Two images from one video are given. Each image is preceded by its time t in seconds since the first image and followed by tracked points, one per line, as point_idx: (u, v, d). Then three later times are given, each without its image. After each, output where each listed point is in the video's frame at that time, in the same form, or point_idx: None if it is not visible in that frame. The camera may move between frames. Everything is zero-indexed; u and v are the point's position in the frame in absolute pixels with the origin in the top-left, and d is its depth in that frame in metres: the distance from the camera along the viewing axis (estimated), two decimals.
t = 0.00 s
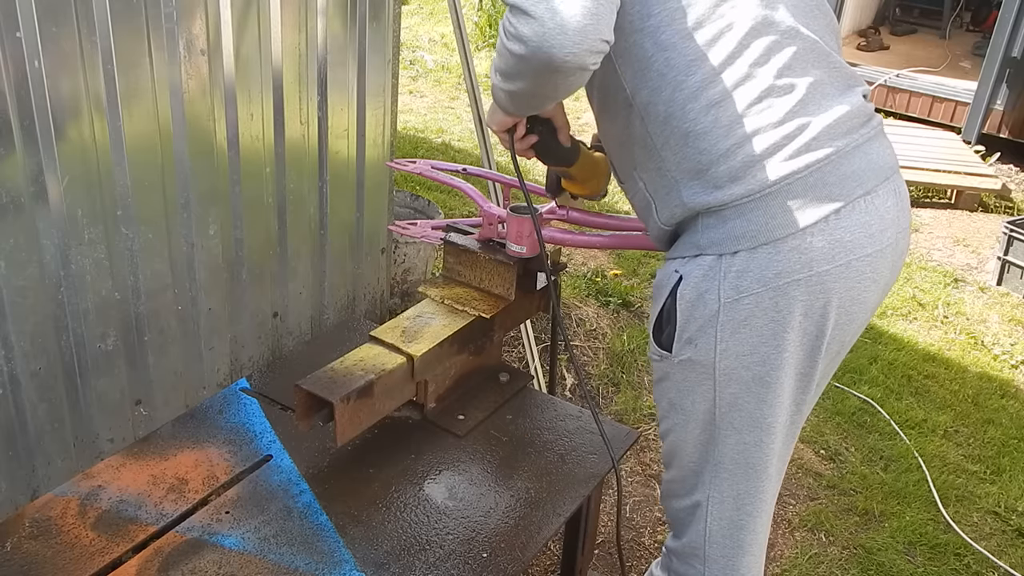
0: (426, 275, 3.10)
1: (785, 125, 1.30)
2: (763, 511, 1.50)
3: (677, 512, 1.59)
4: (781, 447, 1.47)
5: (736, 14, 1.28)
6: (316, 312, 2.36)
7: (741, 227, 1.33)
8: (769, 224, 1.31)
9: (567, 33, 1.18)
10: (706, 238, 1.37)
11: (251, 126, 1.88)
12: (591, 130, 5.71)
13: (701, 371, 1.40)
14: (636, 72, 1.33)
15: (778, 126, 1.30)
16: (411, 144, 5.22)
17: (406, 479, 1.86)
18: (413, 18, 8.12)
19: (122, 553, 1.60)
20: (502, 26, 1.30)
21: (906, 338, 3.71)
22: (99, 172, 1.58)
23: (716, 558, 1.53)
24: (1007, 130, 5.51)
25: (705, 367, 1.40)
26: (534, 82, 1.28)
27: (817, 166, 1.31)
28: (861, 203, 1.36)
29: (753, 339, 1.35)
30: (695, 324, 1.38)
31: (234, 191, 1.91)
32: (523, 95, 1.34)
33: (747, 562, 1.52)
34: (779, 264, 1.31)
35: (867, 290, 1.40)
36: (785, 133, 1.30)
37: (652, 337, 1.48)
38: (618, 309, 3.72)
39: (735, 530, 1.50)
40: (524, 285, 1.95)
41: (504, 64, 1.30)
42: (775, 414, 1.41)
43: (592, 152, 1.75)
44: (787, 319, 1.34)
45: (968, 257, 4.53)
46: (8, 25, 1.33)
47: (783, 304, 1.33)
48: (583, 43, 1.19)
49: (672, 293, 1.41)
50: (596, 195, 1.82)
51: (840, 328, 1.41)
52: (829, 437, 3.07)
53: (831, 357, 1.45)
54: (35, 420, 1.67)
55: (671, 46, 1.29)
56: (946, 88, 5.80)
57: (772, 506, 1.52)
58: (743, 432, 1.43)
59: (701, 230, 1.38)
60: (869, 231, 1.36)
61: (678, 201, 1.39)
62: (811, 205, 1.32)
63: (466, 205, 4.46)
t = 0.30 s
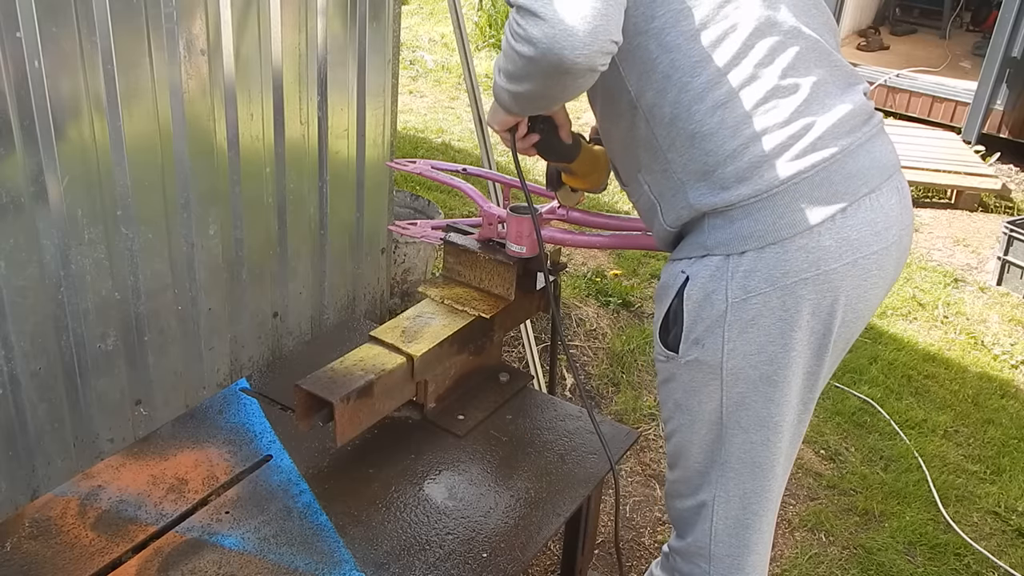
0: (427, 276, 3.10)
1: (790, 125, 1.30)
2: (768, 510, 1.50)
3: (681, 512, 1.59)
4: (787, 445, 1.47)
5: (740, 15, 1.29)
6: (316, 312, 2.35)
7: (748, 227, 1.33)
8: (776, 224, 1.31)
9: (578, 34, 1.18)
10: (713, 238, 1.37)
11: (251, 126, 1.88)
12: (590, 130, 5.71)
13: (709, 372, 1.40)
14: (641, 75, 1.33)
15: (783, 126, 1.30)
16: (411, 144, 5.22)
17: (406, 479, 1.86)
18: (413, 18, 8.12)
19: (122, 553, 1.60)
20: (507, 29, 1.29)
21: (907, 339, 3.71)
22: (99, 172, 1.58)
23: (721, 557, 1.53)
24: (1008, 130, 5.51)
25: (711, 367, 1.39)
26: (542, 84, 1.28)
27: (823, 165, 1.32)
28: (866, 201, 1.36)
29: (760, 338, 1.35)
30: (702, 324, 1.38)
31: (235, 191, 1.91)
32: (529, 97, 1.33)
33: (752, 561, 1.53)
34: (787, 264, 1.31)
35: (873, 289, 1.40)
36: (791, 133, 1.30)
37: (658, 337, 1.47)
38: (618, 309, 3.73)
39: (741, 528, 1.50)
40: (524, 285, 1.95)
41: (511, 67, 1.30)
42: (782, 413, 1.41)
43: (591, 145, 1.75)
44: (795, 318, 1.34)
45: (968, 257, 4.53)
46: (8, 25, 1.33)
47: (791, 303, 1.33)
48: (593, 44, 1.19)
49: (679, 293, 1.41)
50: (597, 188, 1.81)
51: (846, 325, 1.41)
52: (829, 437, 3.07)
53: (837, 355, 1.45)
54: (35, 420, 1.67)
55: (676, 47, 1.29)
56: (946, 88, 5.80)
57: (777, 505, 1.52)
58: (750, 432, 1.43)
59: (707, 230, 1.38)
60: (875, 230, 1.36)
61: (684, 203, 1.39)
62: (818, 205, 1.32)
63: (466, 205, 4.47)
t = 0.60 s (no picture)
0: (427, 276, 3.10)
1: (792, 127, 1.30)
2: (770, 511, 1.50)
3: (682, 513, 1.59)
4: (790, 447, 1.48)
5: (740, 18, 1.28)
6: (316, 312, 2.35)
7: (751, 229, 1.33)
8: (778, 226, 1.31)
9: (580, 47, 1.18)
10: (716, 240, 1.37)
11: (251, 126, 1.88)
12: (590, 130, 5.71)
13: (712, 373, 1.40)
14: (642, 79, 1.33)
15: (785, 128, 1.30)
16: (411, 144, 5.22)
17: (406, 479, 1.86)
18: (413, 18, 8.12)
19: (122, 553, 1.60)
20: (510, 42, 1.30)
21: (907, 339, 3.70)
22: (99, 173, 1.58)
23: (722, 558, 1.53)
24: (1008, 130, 5.51)
25: (713, 369, 1.39)
26: (545, 97, 1.28)
27: (825, 167, 1.32)
28: (869, 202, 1.36)
29: (762, 340, 1.35)
30: (704, 326, 1.38)
31: (235, 191, 1.91)
32: (532, 109, 1.33)
33: (753, 562, 1.53)
34: (790, 266, 1.31)
35: (876, 289, 1.40)
36: (793, 134, 1.30)
37: (660, 338, 1.47)
38: (618, 309, 3.73)
39: (742, 530, 1.50)
40: (524, 285, 1.95)
41: (514, 80, 1.30)
42: (784, 414, 1.41)
43: (591, 155, 1.75)
44: (798, 319, 1.34)
45: (968, 257, 4.53)
46: (8, 25, 1.33)
47: (794, 304, 1.33)
48: (596, 57, 1.19)
49: (681, 294, 1.41)
50: (597, 197, 1.81)
51: (850, 326, 1.42)
52: (829, 437, 3.07)
53: (839, 357, 1.45)
54: (35, 420, 1.67)
55: (677, 52, 1.29)
56: (946, 88, 5.80)
57: (779, 506, 1.52)
58: (751, 433, 1.43)
59: (710, 233, 1.38)
60: (878, 230, 1.36)
61: (687, 206, 1.38)
62: (821, 207, 1.32)
63: (466, 205, 4.47)
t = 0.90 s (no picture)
0: (427, 276, 3.10)
1: (796, 128, 1.30)
2: (773, 512, 1.50)
3: (685, 513, 1.59)
4: (793, 447, 1.48)
5: (741, 19, 1.28)
6: (316, 312, 2.35)
7: (754, 230, 1.33)
8: (782, 226, 1.31)
9: (581, 50, 1.18)
10: (720, 241, 1.36)
11: (251, 126, 1.88)
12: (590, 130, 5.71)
13: (716, 374, 1.40)
14: (644, 81, 1.33)
15: (789, 129, 1.30)
16: (411, 144, 5.22)
17: (406, 479, 1.86)
18: (413, 18, 8.13)
19: (122, 553, 1.60)
20: (510, 44, 1.29)
21: (907, 339, 3.70)
22: (98, 173, 1.58)
23: (725, 559, 1.53)
24: (1007, 130, 5.50)
25: (717, 370, 1.39)
26: (545, 99, 1.28)
27: (828, 167, 1.32)
28: (872, 202, 1.36)
29: (766, 340, 1.35)
30: (708, 327, 1.38)
31: (235, 192, 1.91)
32: (531, 112, 1.33)
33: (756, 563, 1.52)
34: (794, 266, 1.31)
35: (879, 290, 1.40)
36: (796, 135, 1.30)
37: (663, 339, 1.47)
38: (618, 309, 3.73)
39: (745, 530, 1.50)
40: (525, 285, 1.95)
41: (514, 83, 1.30)
42: (789, 415, 1.41)
43: (589, 157, 1.75)
44: (802, 319, 1.34)
45: (968, 257, 4.53)
46: (8, 25, 1.33)
47: (798, 305, 1.33)
48: (597, 59, 1.19)
49: (685, 295, 1.41)
50: (597, 200, 1.81)
51: (853, 327, 1.41)
52: (828, 438, 3.07)
53: (843, 358, 1.45)
54: (35, 420, 1.67)
55: (679, 53, 1.29)
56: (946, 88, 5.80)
57: (782, 507, 1.52)
58: (755, 433, 1.43)
59: (714, 233, 1.38)
60: (881, 230, 1.37)
61: (690, 207, 1.38)
62: (824, 207, 1.32)
63: (466, 206, 4.47)
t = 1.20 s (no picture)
0: (427, 276, 3.10)
1: (794, 128, 1.30)
2: (771, 512, 1.50)
3: (684, 513, 1.59)
4: (792, 447, 1.48)
5: (739, 20, 1.28)
6: (316, 312, 2.35)
7: (752, 230, 1.33)
8: (780, 227, 1.31)
9: (576, 53, 1.18)
10: (718, 241, 1.36)
11: (252, 126, 1.88)
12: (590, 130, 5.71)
13: (715, 375, 1.40)
14: (641, 81, 1.33)
15: (787, 129, 1.30)
16: (411, 143, 5.22)
17: (406, 479, 1.86)
18: (413, 18, 8.13)
19: (122, 553, 1.60)
20: (505, 47, 1.29)
21: (907, 339, 3.70)
22: (98, 173, 1.58)
23: (723, 559, 1.53)
24: (1008, 130, 5.50)
25: (715, 370, 1.39)
26: (540, 102, 1.28)
27: (827, 168, 1.32)
28: (870, 203, 1.36)
29: (764, 341, 1.35)
30: (706, 327, 1.38)
31: (235, 192, 1.91)
32: (527, 115, 1.33)
33: (754, 563, 1.53)
34: (792, 266, 1.31)
35: (878, 290, 1.40)
36: (794, 135, 1.30)
37: (661, 338, 1.47)
38: (618, 309, 3.73)
39: (744, 530, 1.50)
40: (525, 286, 1.95)
41: (510, 86, 1.30)
42: (787, 415, 1.41)
43: (588, 159, 1.75)
44: (800, 320, 1.34)
45: (968, 257, 4.53)
46: (8, 24, 1.33)
47: (796, 305, 1.33)
48: (592, 62, 1.19)
49: (683, 295, 1.40)
50: (597, 202, 1.81)
51: (852, 327, 1.41)
52: (829, 438, 3.06)
53: (842, 358, 1.45)
54: (35, 420, 1.67)
55: (676, 54, 1.29)
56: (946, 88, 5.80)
57: (781, 507, 1.52)
58: (754, 434, 1.43)
59: (712, 233, 1.38)
60: (880, 231, 1.37)
61: (688, 206, 1.38)
62: (823, 208, 1.32)
63: (467, 206, 4.47)
